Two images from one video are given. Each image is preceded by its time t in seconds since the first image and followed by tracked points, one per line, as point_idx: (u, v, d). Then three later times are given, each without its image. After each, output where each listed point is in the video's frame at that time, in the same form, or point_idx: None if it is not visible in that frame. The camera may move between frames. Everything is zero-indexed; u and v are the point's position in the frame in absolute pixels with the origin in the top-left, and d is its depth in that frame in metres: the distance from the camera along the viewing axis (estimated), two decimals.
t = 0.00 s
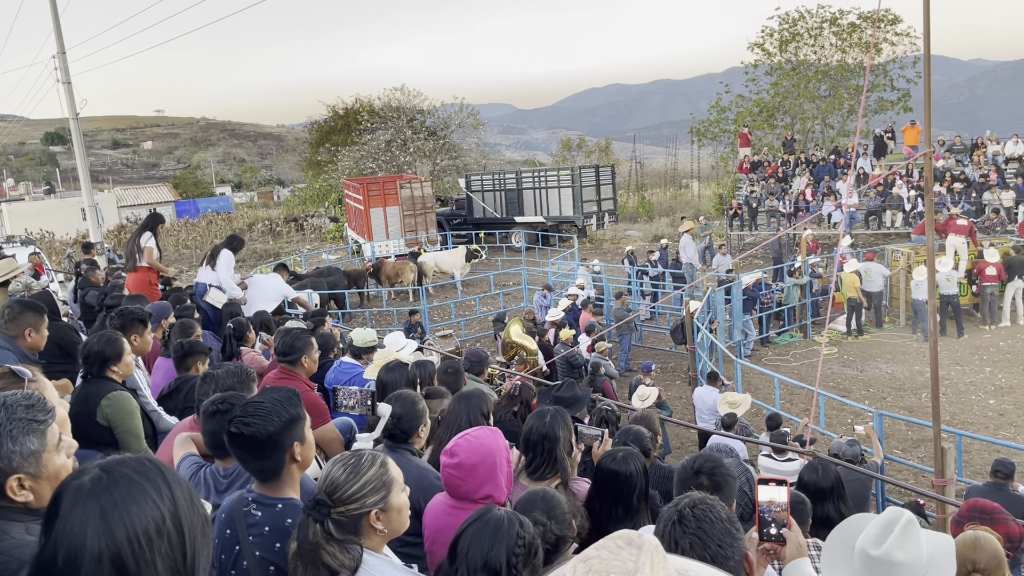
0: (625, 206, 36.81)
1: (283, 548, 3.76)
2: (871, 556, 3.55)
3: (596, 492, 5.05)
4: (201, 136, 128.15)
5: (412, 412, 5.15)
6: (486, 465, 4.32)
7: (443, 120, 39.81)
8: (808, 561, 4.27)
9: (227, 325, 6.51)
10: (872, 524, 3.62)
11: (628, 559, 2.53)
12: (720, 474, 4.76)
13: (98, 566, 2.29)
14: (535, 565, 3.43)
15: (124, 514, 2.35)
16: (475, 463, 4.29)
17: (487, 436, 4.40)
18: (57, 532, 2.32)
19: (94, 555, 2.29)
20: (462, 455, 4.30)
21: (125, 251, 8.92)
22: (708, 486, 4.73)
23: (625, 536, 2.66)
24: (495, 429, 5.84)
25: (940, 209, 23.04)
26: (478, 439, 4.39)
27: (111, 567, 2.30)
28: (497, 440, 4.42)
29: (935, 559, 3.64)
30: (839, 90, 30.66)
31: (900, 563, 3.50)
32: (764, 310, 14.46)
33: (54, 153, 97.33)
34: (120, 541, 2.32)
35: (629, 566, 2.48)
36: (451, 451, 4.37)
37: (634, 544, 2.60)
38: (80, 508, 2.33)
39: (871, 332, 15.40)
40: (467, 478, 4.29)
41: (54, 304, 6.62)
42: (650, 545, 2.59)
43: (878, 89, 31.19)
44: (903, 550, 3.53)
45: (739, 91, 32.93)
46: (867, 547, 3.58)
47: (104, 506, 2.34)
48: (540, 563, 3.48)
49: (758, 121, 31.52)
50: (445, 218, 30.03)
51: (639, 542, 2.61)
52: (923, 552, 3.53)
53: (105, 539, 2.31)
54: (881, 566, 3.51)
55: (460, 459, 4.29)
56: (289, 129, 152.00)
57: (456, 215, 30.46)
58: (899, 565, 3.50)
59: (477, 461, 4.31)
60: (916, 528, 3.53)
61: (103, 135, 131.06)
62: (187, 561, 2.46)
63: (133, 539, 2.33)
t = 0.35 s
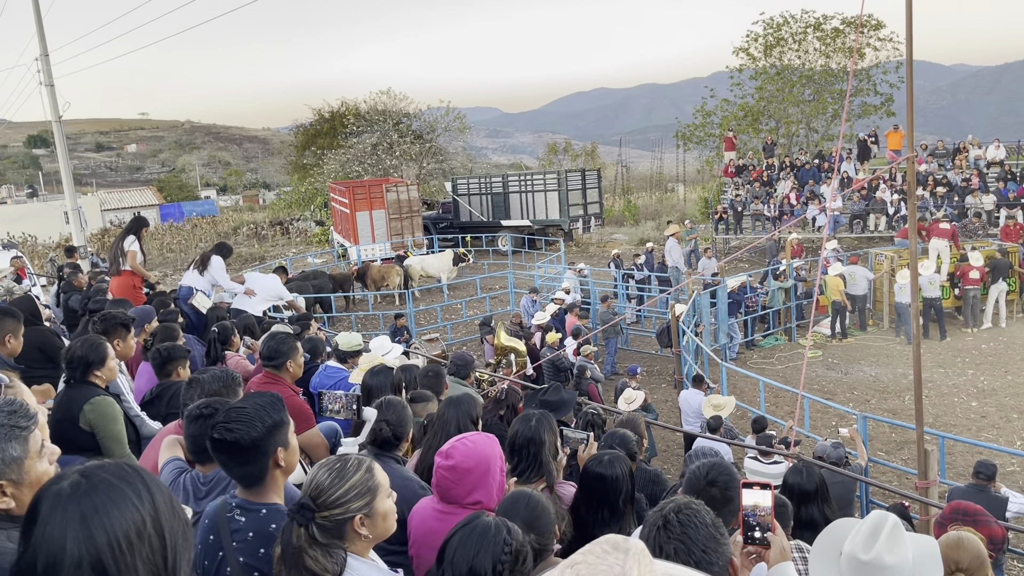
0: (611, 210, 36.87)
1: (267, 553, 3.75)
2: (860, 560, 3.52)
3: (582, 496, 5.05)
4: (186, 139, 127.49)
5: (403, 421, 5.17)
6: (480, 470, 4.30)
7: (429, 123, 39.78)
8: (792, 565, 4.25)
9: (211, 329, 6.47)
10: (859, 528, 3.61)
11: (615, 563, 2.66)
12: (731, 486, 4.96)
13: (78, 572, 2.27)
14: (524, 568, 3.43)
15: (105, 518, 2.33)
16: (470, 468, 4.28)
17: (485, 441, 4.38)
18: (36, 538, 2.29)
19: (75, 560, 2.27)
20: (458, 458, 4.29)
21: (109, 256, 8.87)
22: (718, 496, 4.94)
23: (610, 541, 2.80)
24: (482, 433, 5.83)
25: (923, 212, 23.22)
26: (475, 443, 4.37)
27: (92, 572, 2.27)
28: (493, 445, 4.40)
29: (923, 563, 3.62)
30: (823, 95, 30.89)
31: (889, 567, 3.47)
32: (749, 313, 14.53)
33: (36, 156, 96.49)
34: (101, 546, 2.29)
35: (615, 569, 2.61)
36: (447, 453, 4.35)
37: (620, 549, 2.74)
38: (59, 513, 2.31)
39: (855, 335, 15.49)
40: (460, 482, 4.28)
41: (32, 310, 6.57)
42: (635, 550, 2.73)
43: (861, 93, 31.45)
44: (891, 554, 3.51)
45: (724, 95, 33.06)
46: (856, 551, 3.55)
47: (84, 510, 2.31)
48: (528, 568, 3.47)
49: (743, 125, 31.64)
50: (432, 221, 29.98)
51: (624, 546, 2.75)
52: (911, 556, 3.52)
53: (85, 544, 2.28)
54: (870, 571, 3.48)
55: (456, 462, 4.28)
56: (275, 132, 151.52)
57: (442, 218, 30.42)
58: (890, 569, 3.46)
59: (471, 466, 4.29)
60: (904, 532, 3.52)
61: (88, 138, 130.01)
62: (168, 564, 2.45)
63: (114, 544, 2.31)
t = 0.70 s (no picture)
0: (594, 213, 36.97)
1: (247, 558, 3.72)
2: (839, 557, 3.51)
3: (565, 498, 5.06)
4: (168, 141, 126.63)
5: (385, 426, 5.16)
6: (470, 478, 4.25)
7: (413, 126, 39.78)
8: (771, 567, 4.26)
9: (191, 332, 6.43)
10: (837, 526, 3.63)
11: (595, 564, 2.67)
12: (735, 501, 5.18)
13: None
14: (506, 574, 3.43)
15: (78, 522, 2.29)
16: (459, 475, 4.23)
17: (474, 448, 4.34)
18: (7, 542, 2.26)
19: (46, 565, 2.24)
20: (448, 466, 4.23)
21: (89, 258, 8.80)
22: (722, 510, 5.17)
23: (590, 543, 2.82)
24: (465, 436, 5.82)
25: (903, 217, 23.46)
26: (465, 450, 4.32)
27: None
28: (484, 453, 4.35)
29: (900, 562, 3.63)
30: (805, 99, 31.18)
31: (868, 564, 3.46)
32: (732, 316, 14.61)
33: (16, 158, 95.48)
34: (73, 550, 2.26)
35: (595, 570, 2.63)
36: (438, 460, 4.29)
37: (600, 550, 2.76)
38: (31, 517, 2.28)
39: (837, 338, 15.60)
40: (449, 489, 4.23)
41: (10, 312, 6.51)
42: (615, 551, 2.75)
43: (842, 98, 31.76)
44: (870, 551, 3.51)
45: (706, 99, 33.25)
46: (834, 549, 3.54)
47: (56, 515, 2.28)
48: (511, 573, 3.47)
49: (725, 129, 31.84)
50: (415, 224, 29.94)
51: (604, 548, 2.76)
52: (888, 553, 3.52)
53: (57, 550, 2.25)
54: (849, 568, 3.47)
55: (446, 469, 4.23)
56: (259, 135, 150.88)
57: (426, 221, 30.37)
58: (868, 566, 3.46)
59: (461, 474, 4.24)
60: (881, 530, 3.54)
61: (69, 141, 128.91)
62: (141, 570, 2.41)
63: (86, 549, 2.27)
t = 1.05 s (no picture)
0: (575, 217, 37.06)
1: (223, 563, 3.68)
2: (807, 550, 3.62)
3: (545, 501, 5.06)
4: (146, 143, 125.47)
5: (365, 429, 5.15)
6: (451, 483, 4.22)
7: (393, 129, 39.72)
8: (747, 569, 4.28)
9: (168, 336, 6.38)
10: (801, 524, 3.73)
11: (569, 565, 2.68)
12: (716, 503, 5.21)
13: None
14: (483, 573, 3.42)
15: (42, 530, 2.23)
16: (440, 482, 4.20)
17: (454, 453, 4.32)
18: None
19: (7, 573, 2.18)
20: (428, 473, 4.21)
21: (64, 261, 8.73)
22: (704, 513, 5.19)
23: (564, 545, 2.82)
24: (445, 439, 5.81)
25: (879, 221, 23.72)
26: (445, 456, 4.29)
27: None
28: (464, 458, 4.33)
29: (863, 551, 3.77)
30: (783, 104, 31.47)
31: (836, 554, 3.59)
32: (711, 319, 14.70)
33: None
34: (36, 558, 2.20)
35: (570, 571, 2.63)
36: (418, 467, 4.26)
37: (574, 552, 2.77)
38: None
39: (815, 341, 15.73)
40: (429, 495, 4.20)
41: None
42: (589, 552, 2.76)
43: (820, 103, 32.10)
44: (836, 542, 3.63)
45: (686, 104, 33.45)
46: (802, 543, 3.65)
47: (19, 523, 2.22)
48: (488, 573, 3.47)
49: (705, 133, 32.07)
50: (396, 227, 29.86)
51: (578, 549, 2.77)
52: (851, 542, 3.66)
53: (19, 558, 2.19)
54: (818, 560, 3.58)
55: (426, 476, 4.20)
56: (240, 137, 149.96)
57: (406, 224, 30.28)
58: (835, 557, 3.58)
59: (442, 480, 4.21)
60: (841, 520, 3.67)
61: (47, 141, 127.47)
62: None
63: (49, 557, 2.22)
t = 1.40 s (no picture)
0: (550, 220, 37.15)
1: (192, 569, 3.64)
2: (763, 539, 4.11)
3: (519, 503, 5.05)
4: (116, 144, 123.87)
5: (338, 431, 5.10)
6: (423, 487, 4.19)
7: (367, 131, 39.60)
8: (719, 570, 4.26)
9: (136, 339, 6.30)
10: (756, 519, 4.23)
11: (538, 564, 2.69)
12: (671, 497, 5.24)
13: None
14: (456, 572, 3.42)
15: None
16: (411, 485, 4.17)
17: (426, 456, 4.30)
18: None
19: None
20: (400, 476, 4.17)
21: (29, 263, 8.59)
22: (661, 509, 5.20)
23: (534, 543, 2.83)
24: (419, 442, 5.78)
25: (849, 225, 24.05)
26: (416, 459, 4.27)
27: None
28: (436, 460, 4.32)
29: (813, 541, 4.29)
30: (755, 109, 31.83)
31: (790, 540, 4.09)
32: (684, 322, 14.81)
33: None
34: None
35: (539, 570, 2.63)
36: (389, 470, 4.23)
37: (544, 550, 2.78)
38: None
39: (786, 343, 15.89)
40: (402, 498, 4.16)
41: None
42: (559, 551, 2.77)
43: (791, 108, 32.51)
44: (788, 529, 4.15)
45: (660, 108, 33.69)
46: (758, 534, 4.13)
47: None
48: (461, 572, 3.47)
49: (678, 137, 32.30)
50: (369, 230, 29.70)
51: (548, 548, 2.79)
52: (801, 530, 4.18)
53: None
54: (775, 546, 4.07)
55: (398, 480, 4.16)
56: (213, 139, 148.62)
57: (380, 226, 30.17)
58: (790, 542, 4.09)
59: (414, 483, 4.18)
60: (794, 511, 4.19)
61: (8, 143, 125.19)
62: None
63: (7, 562, 2.07)
